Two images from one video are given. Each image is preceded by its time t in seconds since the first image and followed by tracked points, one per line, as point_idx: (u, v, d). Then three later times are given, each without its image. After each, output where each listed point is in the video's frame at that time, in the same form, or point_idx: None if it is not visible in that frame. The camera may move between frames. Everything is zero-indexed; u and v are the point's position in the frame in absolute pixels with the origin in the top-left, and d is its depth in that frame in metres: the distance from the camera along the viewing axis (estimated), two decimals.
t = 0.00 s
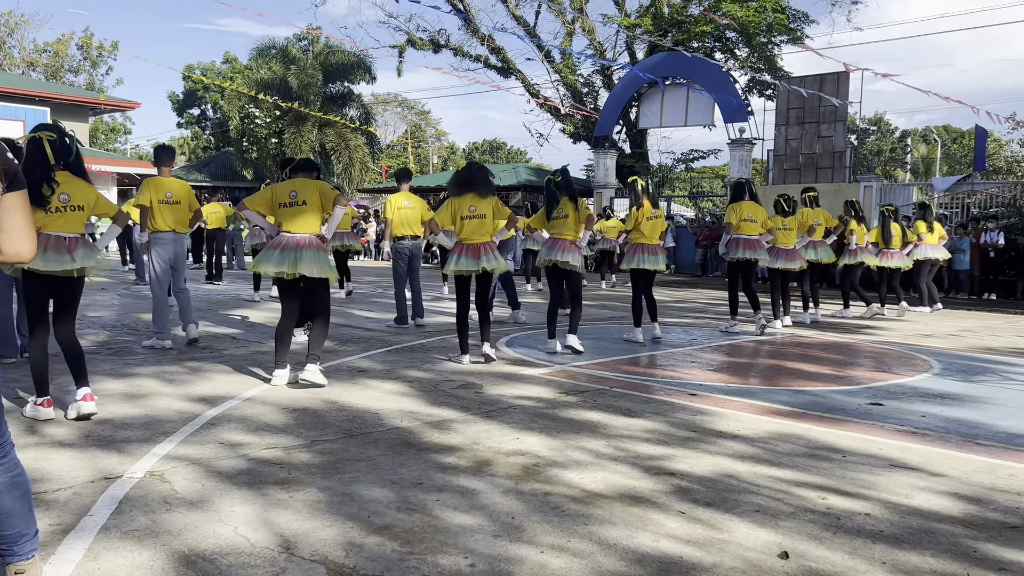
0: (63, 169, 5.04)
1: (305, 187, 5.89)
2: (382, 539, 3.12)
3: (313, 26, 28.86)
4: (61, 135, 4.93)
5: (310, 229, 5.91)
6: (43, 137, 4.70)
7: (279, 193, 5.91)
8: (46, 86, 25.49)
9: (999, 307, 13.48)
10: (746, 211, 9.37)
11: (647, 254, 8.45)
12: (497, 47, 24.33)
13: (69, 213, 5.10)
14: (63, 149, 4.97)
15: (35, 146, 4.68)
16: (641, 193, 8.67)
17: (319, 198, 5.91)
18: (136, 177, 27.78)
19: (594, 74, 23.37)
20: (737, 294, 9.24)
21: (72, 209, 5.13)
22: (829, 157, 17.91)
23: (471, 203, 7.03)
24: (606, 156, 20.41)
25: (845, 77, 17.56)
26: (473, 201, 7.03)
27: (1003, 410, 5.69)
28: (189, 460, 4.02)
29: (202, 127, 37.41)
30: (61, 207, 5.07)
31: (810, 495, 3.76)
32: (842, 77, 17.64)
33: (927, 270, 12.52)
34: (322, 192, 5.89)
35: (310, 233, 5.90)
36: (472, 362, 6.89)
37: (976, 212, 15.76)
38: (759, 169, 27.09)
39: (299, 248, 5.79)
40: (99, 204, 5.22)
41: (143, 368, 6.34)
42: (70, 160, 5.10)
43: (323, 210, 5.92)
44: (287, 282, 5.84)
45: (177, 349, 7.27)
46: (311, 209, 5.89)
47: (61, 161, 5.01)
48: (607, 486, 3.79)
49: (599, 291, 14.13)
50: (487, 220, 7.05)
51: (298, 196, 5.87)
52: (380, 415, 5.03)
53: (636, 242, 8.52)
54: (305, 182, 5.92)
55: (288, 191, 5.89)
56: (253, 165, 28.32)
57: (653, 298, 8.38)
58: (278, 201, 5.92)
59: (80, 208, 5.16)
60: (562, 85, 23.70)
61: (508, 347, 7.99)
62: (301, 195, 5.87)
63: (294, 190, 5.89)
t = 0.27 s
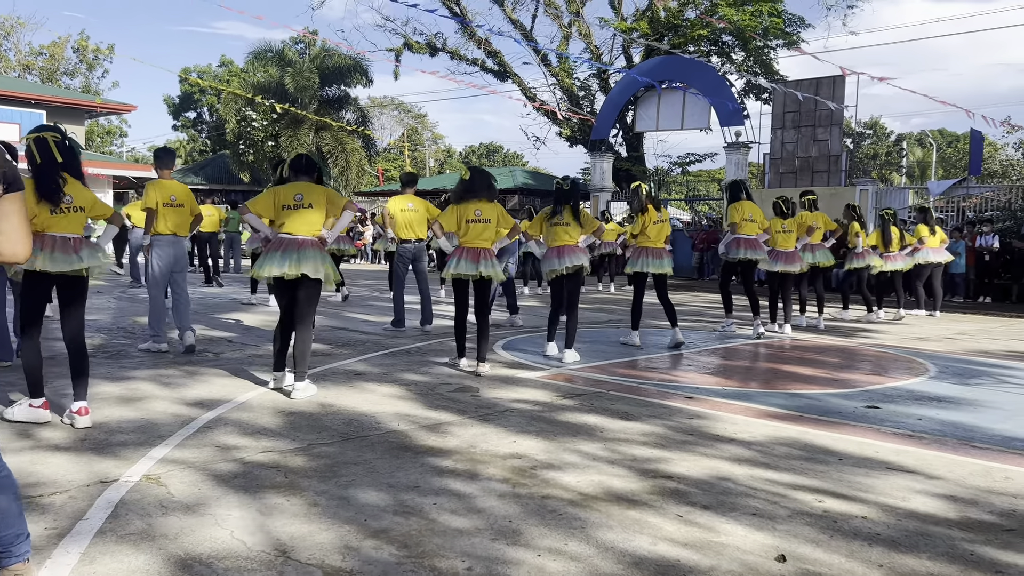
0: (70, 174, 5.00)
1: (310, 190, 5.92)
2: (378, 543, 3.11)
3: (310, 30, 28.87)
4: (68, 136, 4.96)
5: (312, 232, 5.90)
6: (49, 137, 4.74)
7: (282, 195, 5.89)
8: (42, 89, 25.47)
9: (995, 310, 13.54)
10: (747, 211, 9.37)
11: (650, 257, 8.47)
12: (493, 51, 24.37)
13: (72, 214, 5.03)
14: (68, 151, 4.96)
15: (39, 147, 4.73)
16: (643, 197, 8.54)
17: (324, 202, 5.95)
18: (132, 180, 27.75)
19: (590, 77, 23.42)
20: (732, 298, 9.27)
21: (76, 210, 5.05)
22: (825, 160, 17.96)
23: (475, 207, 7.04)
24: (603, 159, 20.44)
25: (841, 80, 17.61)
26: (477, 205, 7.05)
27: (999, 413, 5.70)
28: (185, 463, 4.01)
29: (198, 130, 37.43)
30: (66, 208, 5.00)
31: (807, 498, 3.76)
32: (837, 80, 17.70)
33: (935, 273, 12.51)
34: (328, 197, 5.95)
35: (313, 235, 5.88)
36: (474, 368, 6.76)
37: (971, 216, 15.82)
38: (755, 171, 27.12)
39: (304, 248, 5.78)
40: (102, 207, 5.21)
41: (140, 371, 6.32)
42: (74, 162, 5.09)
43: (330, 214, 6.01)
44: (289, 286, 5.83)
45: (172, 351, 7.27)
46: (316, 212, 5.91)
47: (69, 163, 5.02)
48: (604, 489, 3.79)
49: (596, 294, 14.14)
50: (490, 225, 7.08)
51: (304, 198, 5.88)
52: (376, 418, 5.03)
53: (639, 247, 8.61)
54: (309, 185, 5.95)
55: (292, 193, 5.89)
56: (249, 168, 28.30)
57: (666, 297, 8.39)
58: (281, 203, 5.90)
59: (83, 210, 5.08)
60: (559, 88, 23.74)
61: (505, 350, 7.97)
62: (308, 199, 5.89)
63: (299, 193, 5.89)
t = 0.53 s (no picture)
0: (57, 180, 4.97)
1: (306, 197, 5.93)
2: (375, 548, 3.11)
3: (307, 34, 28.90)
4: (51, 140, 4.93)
5: (308, 239, 5.92)
6: (38, 142, 4.73)
7: (278, 201, 5.85)
8: (37, 93, 25.42)
9: (990, 314, 13.59)
10: (735, 217, 9.41)
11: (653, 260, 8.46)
12: (490, 55, 24.40)
13: (56, 221, 5.04)
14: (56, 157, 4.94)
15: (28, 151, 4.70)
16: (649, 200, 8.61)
17: (319, 209, 5.99)
18: (128, 184, 27.71)
19: (587, 82, 23.46)
20: (728, 302, 9.30)
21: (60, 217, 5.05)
22: (820, 164, 18.02)
23: (473, 211, 7.08)
24: (599, 163, 20.46)
25: (836, 85, 17.68)
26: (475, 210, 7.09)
27: (995, 417, 5.71)
28: (181, 469, 4.00)
29: (194, 133, 37.42)
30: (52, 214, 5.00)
31: (803, 502, 3.77)
32: (833, 84, 17.77)
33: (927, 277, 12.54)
34: (323, 203, 5.99)
35: (308, 242, 5.90)
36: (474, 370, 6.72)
37: (966, 219, 15.80)
38: (751, 175, 27.19)
39: (306, 254, 5.81)
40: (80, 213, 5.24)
41: (135, 375, 6.30)
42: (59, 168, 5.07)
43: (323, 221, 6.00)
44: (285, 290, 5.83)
45: (168, 354, 7.28)
46: (313, 218, 5.94)
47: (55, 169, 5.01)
48: (601, 494, 3.79)
49: (593, 298, 14.15)
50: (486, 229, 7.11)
51: (301, 205, 5.89)
52: (373, 423, 5.02)
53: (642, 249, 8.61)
54: (303, 192, 5.95)
55: (288, 200, 5.87)
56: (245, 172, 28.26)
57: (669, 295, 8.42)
58: (276, 209, 5.85)
59: (67, 217, 5.08)
60: (555, 93, 23.77)
61: (502, 354, 7.96)
62: (305, 205, 5.90)
63: (295, 200, 5.88)
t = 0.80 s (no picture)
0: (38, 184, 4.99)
1: (301, 202, 5.93)
2: (372, 553, 3.10)
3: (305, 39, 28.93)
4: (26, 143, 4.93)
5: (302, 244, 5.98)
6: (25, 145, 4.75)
7: (274, 205, 5.81)
8: (34, 97, 25.38)
9: (986, 319, 13.59)
10: (723, 224, 9.42)
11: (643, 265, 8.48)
12: (487, 60, 24.45)
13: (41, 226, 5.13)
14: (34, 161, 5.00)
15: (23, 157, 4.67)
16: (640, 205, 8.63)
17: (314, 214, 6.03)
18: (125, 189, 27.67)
19: (584, 87, 23.50)
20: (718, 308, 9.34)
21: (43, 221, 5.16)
22: (817, 169, 18.06)
23: (465, 217, 7.07)
24: (596, 168, 20.49)
25: (833, 90, 17.73)
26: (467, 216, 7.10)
27: (992, 422, 5.72)
28: (177, 473, 3.99)
29: (191, 138, 37.41)
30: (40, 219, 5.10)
31: (801, 506, 3.76)
32: (829, 90, 17.82)
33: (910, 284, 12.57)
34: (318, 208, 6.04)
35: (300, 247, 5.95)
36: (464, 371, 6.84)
37: (962, 224, 15.84)
38: (748, 180, 27.25)
39: (306, 263, 5.92)
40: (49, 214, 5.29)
41: (132, 380, 6.29)
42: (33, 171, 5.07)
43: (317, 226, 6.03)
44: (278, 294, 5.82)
45: (164, 358, 7.26)
46: (309, 224, 5.99)
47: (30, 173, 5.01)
48: (599, 499, 3.79)
49: (590, 303, 14.15)
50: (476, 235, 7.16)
51: (298, 210, 5.90)
52: (370, 427, 5.01)
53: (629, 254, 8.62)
54: (298, 196, 5.95)
55: (284, 204, 5.84)
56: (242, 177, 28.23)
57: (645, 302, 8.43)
58: (273, 213, 5.82)
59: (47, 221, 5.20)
60: (552, 98, 23.80)
61: (499, 359, 7.96)
62: (301, 211, 5.92)
63: (292, 205, 5.88)
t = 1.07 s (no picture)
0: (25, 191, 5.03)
1: (297, 215, 5.97)
2: (369, 559, 3.09)
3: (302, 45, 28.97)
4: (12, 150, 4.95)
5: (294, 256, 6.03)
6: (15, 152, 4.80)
7: (272, 219, 5.84)
8: (31, 102, 25.38)
9: (983, 325, 13.62)
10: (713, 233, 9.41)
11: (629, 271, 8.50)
12: (485, 66, 24.49)
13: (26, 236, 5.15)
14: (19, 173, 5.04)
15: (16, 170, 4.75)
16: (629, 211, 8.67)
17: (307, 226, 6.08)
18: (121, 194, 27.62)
19: (581, 93, 23.54)
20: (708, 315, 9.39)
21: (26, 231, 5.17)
22: (813, 176, 18.10)
23: (456, 225, 7.10)
24: (593, 174, 20.52)
25: (829, 97, 17.80)
26: (458, 224, 7.13)
27: (988, 428, 5.72)
28: (173, 480, 3.98)
29: (188, 144, 37.40)
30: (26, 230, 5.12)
31: (798, 513, 3.77)
32: (826, 97, 17.88)
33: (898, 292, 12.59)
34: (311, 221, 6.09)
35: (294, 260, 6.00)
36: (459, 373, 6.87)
37: (958, 231, 15.89)
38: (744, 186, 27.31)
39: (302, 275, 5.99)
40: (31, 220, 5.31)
41: (128, 386, 6.27)
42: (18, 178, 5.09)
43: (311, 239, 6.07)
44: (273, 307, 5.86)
45: (159, 364, 7.25)
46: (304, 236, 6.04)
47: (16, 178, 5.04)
48: (596, 505, 3.78)
49: (587, 309, 14.14)
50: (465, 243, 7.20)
51: (294, 223, 5.94)
52: (367, 433, 5.00)
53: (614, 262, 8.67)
54: (293, 209, 5.97)
55: (282, 218, 5.87)
56: (239, 182, 28.22)
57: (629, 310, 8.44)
58: (271, 227, 5.84)
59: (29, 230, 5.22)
60: (550, 104, 23.85)
61: (494, 364, 7.96)
62: (298, 223, 5.97)
63: (288, 218, 5.91)
